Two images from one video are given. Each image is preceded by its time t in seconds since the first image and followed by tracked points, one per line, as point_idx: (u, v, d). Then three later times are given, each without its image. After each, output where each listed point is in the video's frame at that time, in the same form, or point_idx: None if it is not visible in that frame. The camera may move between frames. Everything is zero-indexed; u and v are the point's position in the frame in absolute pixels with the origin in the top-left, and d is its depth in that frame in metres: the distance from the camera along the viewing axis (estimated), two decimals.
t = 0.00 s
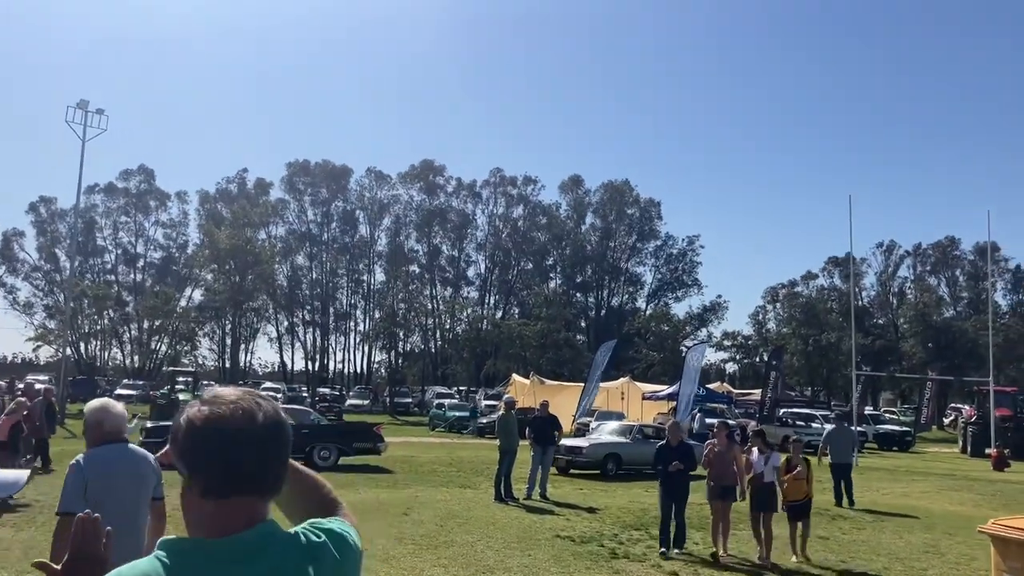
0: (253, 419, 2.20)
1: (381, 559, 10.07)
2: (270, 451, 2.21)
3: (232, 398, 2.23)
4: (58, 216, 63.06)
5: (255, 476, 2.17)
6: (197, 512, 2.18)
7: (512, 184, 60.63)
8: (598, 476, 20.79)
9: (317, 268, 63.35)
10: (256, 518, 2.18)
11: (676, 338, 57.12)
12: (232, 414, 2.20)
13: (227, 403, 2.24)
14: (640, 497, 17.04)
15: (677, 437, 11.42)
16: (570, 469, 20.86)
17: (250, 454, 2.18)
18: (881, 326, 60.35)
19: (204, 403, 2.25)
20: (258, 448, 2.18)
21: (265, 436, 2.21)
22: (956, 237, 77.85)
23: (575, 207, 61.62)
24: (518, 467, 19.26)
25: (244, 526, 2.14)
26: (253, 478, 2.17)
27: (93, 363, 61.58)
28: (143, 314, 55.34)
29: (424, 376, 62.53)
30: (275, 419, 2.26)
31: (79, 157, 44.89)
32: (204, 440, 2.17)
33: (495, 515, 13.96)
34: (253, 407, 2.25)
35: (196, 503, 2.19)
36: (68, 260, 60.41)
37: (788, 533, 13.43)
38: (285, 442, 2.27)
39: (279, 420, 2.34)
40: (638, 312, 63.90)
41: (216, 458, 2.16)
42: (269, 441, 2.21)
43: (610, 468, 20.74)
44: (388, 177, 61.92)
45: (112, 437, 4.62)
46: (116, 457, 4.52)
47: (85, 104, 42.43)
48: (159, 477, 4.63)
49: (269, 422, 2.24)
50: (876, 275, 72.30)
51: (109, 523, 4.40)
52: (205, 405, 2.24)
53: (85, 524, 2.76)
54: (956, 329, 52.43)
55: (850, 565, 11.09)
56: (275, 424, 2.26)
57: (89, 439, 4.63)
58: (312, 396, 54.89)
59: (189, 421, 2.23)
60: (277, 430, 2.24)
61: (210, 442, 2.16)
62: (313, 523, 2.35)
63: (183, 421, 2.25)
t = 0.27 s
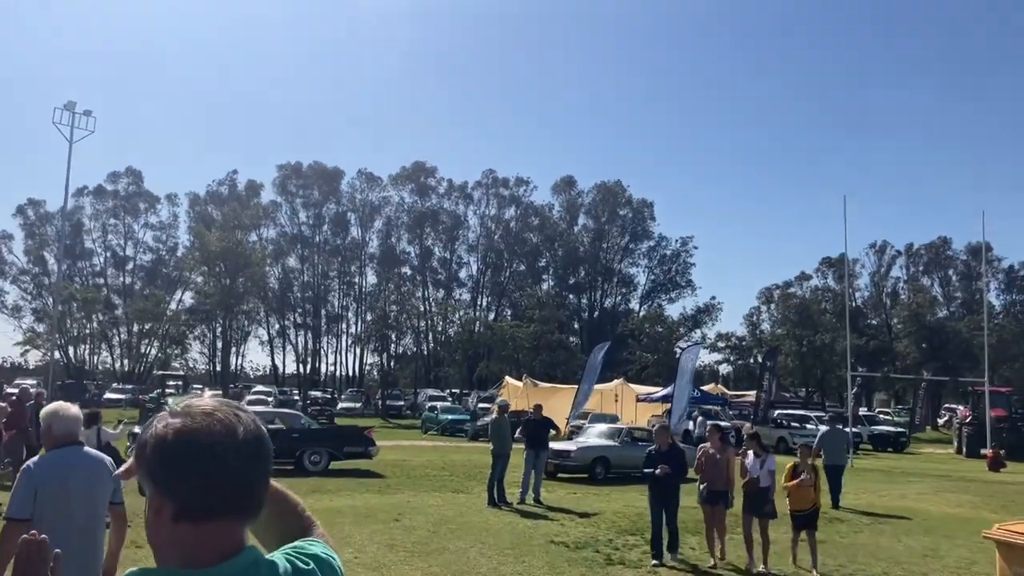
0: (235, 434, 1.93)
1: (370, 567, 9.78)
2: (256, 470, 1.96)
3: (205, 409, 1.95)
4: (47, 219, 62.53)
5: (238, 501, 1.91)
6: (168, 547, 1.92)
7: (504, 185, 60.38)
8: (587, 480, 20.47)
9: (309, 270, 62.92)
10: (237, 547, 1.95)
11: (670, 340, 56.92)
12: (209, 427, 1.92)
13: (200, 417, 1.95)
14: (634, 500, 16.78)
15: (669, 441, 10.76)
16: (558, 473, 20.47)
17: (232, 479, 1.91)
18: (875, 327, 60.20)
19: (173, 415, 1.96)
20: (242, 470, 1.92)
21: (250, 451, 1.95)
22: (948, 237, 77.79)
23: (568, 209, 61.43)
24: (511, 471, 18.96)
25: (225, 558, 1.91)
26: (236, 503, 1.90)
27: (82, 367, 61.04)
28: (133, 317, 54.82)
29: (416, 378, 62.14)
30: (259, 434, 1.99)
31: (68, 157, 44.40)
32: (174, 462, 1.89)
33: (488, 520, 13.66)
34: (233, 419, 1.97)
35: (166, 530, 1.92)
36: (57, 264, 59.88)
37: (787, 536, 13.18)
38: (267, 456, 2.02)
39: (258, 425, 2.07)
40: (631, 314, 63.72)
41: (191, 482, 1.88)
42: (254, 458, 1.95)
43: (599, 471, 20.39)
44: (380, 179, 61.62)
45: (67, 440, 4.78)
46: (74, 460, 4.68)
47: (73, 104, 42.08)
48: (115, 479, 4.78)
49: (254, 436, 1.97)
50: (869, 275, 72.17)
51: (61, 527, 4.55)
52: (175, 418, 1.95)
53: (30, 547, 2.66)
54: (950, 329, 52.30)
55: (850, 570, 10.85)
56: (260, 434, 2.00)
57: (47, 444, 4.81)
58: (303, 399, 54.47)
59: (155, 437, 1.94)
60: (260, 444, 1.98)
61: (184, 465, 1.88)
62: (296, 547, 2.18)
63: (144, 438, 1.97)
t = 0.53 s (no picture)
0: (226, 446, 1.72)
1: (366, 570, 9.73)
2: (247, 489, 1.75)
3: (191, 420, 1.72)
4: (41, 220, 62.39)
5: (227, 528, 1.72)
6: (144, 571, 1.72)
7: (499, 186, 60.41)
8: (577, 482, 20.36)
9: (304, 272, 62.90)
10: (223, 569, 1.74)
11: (665, 340, 57.05)
12: (194, 442, 1.70)
13: (182, 426, 1.72)
14: (630, 502, 16.73)
15: (661, 442, 10.55)
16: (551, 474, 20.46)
17: (222, 501, 1.70)
18: (869, 327, 60.37)
19: (154, 424, 1.74)
20: (234, 492, 1.72)
21: (243, 470, 1.75)
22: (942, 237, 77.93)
23: (563, 210, 61.44)
24: (506, 473, 18.90)
25: None
26: (226, 529, 1.71)
27: (77, 368, 60.95)
28: (128, 319, 54.75)
29: (412, 379, 62.14)
30: (252, 446, 1.79)
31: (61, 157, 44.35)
32: (156, 482, 1.67)
33: (484, 522, 13.64)
34: (221, 429, 1.76)
35: (144, 553, 1.72)
36: (52, 266, 59.77)
37: (785, 538, 13.13)
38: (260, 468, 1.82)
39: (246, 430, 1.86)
40: (626, 314, 63.81)
41: (176, 504, 1.67)
42: (247, 478, 1.75)
43: (590, 472, 20.32)
44: (375, 180, 61.60)
45: (43, 451, 4.75)
46: (51, 466, 4.65)
47: (68, 106, 42.02)
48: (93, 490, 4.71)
49: (246, 450, 1.77)
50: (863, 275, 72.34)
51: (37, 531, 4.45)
52: (157, 430, 1.72)
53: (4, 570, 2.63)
54: (943, 330, 52.44)
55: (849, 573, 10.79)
56: (251, 446, 1.79)
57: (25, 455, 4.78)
58: (299, 401, 54.48)
59: (137, 447, 1.71)
60: (251, 455, 1.78)
61: (169, 486, 1.67)
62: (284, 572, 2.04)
63: (119, 447, 1.74)
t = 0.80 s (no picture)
0: (196, 446, 1.67)
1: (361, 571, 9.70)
2: (217, 486, 1.69)
3: (160, 415, 1.67)
4: (35, 222, 62.19)
5: (194, 531, 1.66)
6: (106, 575, 1.66)
7: (494, 186, 60.36)
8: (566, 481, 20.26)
9: (299, 272, 62.78)
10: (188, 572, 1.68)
11: (660, 339, 57.00)
12: (162, 437, 1.65)
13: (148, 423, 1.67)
14: (626, 501, 16.69)
15: (655, 443, 10.34)
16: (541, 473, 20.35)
17: (186, 500, 1.64)
18: (863, 326, 60.43)
19: (121, 418, 1.69)
20: (205, 493, 1.66)
21: (214, 470, 1.70)
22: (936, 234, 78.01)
23: (558, 210, 61.40)
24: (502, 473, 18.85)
25: None
26: (194, 531, 1.65)
27: (71, 370, 60.79)
28: (122, 320, 54.57)
29: (406, 379, 62.08)
30: (224, 445, 1.74)
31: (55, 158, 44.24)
32: (117, 479, 1.60)
33: (479, 522, 13.59)
34: (191, 424, 1.71)
35: (105, 553, 1.66)
36: (45, 268, 59.56)
37: (781, 536, 13.11)
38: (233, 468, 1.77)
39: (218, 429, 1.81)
40: (621, 314, 63.79)
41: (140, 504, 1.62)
42: (219, 477, 1.70)
43: (581, 471, 20.23)
44: (369, 180, 61.52)
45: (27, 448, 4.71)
46: (31, 466, 4.58)
47: (61, 107, 41.88)
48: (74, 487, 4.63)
49: (217, 449, 1.71)
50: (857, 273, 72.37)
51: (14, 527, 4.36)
52: (120, 424, 1.67)
53: None
54: (938, 327, 52.48)
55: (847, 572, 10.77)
56: (223, 447, 1.74)
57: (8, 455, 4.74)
58: (294, 402, 54.36)
59: (100, 442, 1.65)
60: (222, 454, 1.72)
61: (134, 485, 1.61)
62: None
63: (84, 438, 1.68)
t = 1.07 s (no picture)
0: (134, 457, 1.39)
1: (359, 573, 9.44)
2: (159, 500, 1.40)
3: (92, 415, 1.38)
4: (32, 221, 61.88)
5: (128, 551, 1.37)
6: None
7: (494, 184, 60.06)
8: (562, 480, 19.95)
9: (298, 271, 62.45)
10: None
11: (661, 336, 56.70)
12: (94, 444, 1.37)
13: (75, 425, 1.39)
14: (630, 501, 16.43)
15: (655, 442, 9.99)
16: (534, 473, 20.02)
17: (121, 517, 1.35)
18: (865, 323, 60.13)
19: (48, 420, 1.41)
20: (139, 507, 1.37)
21: (160, 481, 1.41)
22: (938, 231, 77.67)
23: (558, 207, 61.06)
24: (503, 472, 18.59)
25: None
26: (125, 552, 1.36)
27: (69, 370, 60.47)
28: (121, 319, 54.23)
29: (406, 378, 61.79)
30: (174, 452, 1.45)
31: (51, 156, 43.93)
32: (39, 495, 1.33)
33: (480, 523, 13.31)
34: (133, 429, 1.42)
35: None
36: (43, 267, 59.26)
37: (789, 536, 12.85)
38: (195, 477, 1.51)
39: (177, 429, 1.54)
40: (622, 311, 63.48)
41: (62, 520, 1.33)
42: (168, 488, 1.42)
43: (577, 470, 19.94)
44: (369, 179, 61.27)
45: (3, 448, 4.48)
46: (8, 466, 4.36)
47: (57, 104, 41.55)
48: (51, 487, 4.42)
49: (166, 455, 1.43)
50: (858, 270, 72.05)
51: None
52: (50, 429, 1.39)
53: None
54: (941, 323, 52.17)
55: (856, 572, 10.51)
56: (178, 453, 1.47)
57: None
58: (294, 401, 54.05)
59: (26, 450, 1.38)
60: (170, 462, 1.43)
61: (54, 497, 1.33)
62: None
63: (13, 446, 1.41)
